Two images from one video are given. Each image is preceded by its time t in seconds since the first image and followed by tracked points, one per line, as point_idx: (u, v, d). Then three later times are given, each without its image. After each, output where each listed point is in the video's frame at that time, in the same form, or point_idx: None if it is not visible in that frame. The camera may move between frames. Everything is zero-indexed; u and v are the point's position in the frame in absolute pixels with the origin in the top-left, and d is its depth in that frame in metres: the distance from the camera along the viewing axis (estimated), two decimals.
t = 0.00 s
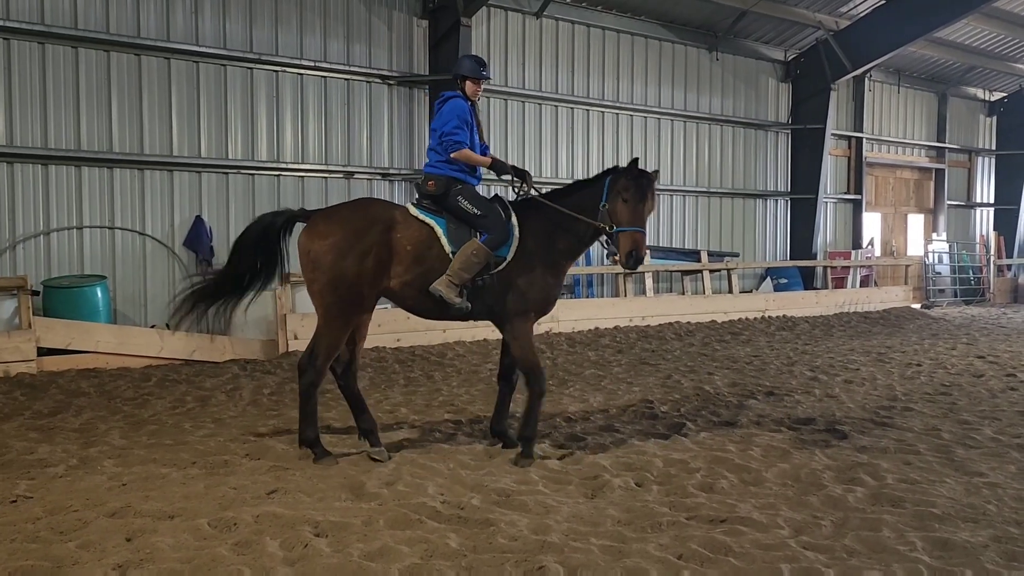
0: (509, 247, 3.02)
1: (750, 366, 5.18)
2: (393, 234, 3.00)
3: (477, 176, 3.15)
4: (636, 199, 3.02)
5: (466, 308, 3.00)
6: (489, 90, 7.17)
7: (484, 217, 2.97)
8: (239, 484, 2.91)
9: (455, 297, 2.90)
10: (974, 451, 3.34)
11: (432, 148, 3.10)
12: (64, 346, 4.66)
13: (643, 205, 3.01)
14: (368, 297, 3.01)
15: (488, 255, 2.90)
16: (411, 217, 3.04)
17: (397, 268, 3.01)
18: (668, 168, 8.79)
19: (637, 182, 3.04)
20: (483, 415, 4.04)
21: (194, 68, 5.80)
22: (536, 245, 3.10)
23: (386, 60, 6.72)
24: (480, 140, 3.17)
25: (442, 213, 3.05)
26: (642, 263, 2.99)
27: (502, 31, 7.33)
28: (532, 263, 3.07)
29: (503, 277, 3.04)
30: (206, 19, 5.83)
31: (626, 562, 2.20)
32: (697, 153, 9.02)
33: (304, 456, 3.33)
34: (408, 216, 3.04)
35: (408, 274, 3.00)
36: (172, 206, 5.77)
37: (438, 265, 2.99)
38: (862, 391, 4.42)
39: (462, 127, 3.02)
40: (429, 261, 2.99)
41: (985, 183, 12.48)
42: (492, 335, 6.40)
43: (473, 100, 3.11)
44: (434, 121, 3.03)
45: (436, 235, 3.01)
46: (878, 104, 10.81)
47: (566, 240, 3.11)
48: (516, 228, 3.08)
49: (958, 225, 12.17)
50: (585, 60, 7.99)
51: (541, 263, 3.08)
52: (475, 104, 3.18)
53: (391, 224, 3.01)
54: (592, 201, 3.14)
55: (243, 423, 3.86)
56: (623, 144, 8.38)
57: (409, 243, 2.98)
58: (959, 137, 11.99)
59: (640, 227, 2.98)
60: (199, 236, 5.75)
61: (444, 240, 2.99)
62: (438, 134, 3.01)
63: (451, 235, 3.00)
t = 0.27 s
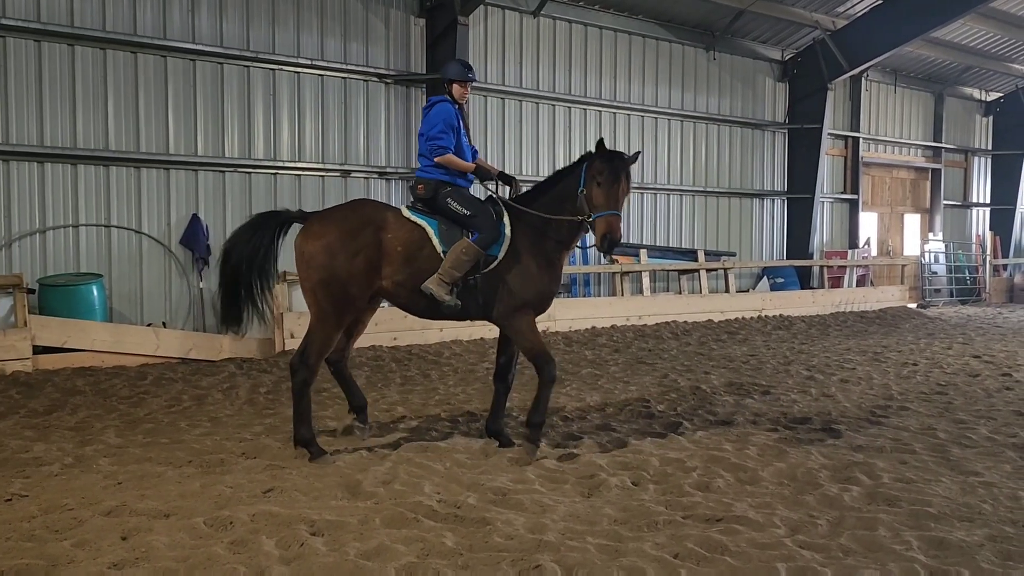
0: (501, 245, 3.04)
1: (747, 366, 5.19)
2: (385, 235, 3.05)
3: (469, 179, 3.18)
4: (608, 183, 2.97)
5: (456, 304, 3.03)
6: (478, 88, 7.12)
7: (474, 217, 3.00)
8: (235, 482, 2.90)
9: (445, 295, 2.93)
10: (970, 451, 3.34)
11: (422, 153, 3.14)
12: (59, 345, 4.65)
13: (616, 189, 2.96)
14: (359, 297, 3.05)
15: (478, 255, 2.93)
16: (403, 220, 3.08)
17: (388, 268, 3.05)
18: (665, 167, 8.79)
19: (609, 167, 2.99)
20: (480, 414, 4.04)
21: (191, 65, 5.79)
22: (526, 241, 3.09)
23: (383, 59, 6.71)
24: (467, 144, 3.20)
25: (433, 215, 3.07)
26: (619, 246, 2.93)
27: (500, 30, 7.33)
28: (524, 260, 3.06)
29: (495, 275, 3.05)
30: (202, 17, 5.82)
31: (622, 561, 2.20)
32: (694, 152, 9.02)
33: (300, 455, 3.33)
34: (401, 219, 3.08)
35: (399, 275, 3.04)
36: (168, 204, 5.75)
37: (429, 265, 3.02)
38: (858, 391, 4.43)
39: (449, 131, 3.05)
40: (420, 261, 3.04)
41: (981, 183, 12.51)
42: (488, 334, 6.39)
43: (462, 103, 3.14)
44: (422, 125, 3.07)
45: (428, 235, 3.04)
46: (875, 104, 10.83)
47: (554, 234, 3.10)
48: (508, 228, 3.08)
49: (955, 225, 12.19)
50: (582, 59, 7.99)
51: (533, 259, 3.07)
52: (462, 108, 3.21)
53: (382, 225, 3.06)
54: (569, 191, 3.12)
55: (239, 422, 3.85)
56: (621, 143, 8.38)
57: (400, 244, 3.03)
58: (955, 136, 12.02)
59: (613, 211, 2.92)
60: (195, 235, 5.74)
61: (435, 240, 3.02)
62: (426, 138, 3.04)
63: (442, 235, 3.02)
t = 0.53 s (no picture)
0: (489, 240, 3.07)
1: (744, 366, 5.19)
2: (379, 234, 3.16)
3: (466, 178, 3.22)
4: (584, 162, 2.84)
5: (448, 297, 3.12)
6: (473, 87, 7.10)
7: (461, 213, 3.05)
8: (232, 482, 2.90)
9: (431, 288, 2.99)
10: (966, 451, 3.35)
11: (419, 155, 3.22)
12: (56, 344, 4.64)
13: (591, 168, 2.81)
14: (357, 295, 3.16)
15: (462, 247, 2.99)
16: (399, 218, 3.19)
17: (383, 266, 3.15)
18: (663, 167, 8.80)
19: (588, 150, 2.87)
20: (477, 414, 4.04)
21: (189, 64, 5.78)
22: (517, 236, 3.08)
23: (381, 58, 6.71)
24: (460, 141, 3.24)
25: (427, 214, 3.16)
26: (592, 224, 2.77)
27: (497, 30, 7.33)
28: (516, 257, 3.02)
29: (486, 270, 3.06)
30: (199, 16, 5.82)
31: (619, 561, 2.20)
32: (692, 152, 9.03)
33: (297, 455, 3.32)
34: (397, 217, 3.19)
35: (394, 272, 3.14)
36: (165, 203, 5.75)
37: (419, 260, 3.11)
38: (855, 391, 4.43)
39: (435, 133, 3.10)
40: (411, 258, 3.13)
41: (978, 184, 12.53)
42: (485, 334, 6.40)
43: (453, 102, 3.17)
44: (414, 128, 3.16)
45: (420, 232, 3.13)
46: (872, 104, 10.84)
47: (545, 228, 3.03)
48: (497, 225, 3.10)
49: (952, 226, 12.21)
50: (580, 59, 8.00)
51: (525, 255, 3.02)
52: (455, 105, 3.24)
53: (377, 225, 3.17)
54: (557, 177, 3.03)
55: (236, 421, 3.85)
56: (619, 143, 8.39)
57: (393, 242, 3.14)
58: (953, 137, 12.04)
59: (586, 186, 2.77)
60: (192, 234, 5.74)
61: (427, 237, 3.11)
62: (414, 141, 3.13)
63: (433, 231, 3.09)
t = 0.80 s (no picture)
0: (477, 240, 3.06)
1: (743, 366, 5.19)
2: (377, 235, 3.30)
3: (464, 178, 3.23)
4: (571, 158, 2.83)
5: (443, 297, 3.17)
6: (472, 87, 7.10)
7: (449, 214, 3.06)
8: (230, 482, 2.89)
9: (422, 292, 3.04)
10: (965, 452, 3.35)
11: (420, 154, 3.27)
12: (54, 343, 4.62)
13: (575, 166, 2.80)
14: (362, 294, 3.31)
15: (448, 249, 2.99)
16: (398, 218, 3.32)
17: (381, 266, 3.26)
18: (662, 167, 8.80)
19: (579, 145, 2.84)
20: (476, 414, 4.03)
21: (187, 64, 5.78)
22: (507, 234, 3.05)
23: (380, 58, 6.71)
24: (459, 141, 3.24)
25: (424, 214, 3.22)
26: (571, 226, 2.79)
27: (497, 30, 7.32)
28: (507, 258, 3.00)
29: (477, 271, 3.04)
30: (198, 15, 5.81)
31: (617, 561, 2.19)
32: (691, 153, 9.03)
33: (295, 454, 3.32)
34: (396, 216, 3.32)
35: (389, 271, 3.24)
36: (164, 202, 5.74)
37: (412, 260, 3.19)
38: (853, 391, 4.43)
39: (430, 134, 3.12)
40: (404, 257, 3.22)
41: (977, 185, 12.54)
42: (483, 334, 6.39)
43: (451, 101, 3.16)
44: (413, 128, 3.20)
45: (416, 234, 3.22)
46: (871, 105, 10.85)
47: (535, 226, 3.00)
48: (487, 225, 3.08)
49: (951, 227, 12.22)
50: (579, 59, 7.99)
51: (517, 256, 3.00)
52: (456, 104, 3.24)
53: (375, 226, 3.32)
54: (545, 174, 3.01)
55: (235, 421, 3.84)
56: (618, 143, 8.39)
57: (389, 242, 3.26)
58: (951, 138, 12.05)
59: (567, 186, 2.77)
60: (191, 234, 5.73)
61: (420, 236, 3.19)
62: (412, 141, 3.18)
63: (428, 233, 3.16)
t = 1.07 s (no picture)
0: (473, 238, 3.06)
1: (743, 367, 5.19)
2: (377, 233, 3.36)
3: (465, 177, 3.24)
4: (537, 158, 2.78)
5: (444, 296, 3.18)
6: (472, 86, 7.11)
7: (447, 212, 3.09)
8: (230, 482, 2.89)
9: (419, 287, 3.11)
10: (964, 452, 3.35)
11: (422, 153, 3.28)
12: (53, 343, 4.62)
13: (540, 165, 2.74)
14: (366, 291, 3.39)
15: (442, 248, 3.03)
16: (399, 216, 3.36)
17: (382, 263, 3.33)
18: (661, 168, 8.80)
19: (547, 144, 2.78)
20: (476, 414, 4.03)
21: (187, 63, 5.77)
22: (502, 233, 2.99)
23: (380, 57, 6.71)
24: (461, 140, 3.24)
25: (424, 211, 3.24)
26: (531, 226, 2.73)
27: (497, 30, 7.32)
28: (501, 258, 2.96)
29: (473, 270, 3.04)
30: (198, 14, 5.81)
31: (617, 562, 2.19)
32: (691, 153, 9.03)
33: (295, 454, 3.31)
34: (397, 214, 3.37)
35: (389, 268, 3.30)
36: (163, 202, 5.74)
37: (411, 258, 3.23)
38: (853, 392, 4.44)
39: (431, 131, 3.13)
40: (403, 255, 3.27)
41: (976, 185, 12.55)
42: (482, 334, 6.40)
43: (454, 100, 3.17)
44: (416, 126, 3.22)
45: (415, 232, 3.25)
46: (871, 105, 10.86)
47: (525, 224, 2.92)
48: (484, 223, 3.05)
49: (950, 227, 12.23)
50: (579, 59, 8.00)
51: (511, 257, 2.94)
52: (459, 104, 3.25)
53: (376, 224, 3.39)
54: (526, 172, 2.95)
55: (234, 420, 3.84)
56: (618, 143, 8.39)
57: (388, 240, 3.32)
58: (951, 139, 12.05)
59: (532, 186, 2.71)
60: (191, 233, 5.73)
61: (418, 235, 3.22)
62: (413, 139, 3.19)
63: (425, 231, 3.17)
